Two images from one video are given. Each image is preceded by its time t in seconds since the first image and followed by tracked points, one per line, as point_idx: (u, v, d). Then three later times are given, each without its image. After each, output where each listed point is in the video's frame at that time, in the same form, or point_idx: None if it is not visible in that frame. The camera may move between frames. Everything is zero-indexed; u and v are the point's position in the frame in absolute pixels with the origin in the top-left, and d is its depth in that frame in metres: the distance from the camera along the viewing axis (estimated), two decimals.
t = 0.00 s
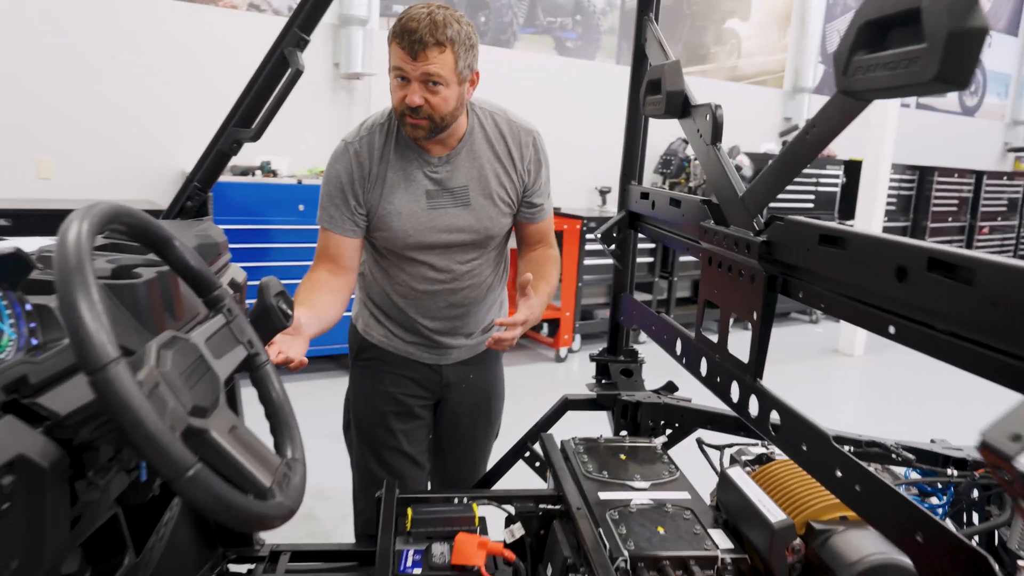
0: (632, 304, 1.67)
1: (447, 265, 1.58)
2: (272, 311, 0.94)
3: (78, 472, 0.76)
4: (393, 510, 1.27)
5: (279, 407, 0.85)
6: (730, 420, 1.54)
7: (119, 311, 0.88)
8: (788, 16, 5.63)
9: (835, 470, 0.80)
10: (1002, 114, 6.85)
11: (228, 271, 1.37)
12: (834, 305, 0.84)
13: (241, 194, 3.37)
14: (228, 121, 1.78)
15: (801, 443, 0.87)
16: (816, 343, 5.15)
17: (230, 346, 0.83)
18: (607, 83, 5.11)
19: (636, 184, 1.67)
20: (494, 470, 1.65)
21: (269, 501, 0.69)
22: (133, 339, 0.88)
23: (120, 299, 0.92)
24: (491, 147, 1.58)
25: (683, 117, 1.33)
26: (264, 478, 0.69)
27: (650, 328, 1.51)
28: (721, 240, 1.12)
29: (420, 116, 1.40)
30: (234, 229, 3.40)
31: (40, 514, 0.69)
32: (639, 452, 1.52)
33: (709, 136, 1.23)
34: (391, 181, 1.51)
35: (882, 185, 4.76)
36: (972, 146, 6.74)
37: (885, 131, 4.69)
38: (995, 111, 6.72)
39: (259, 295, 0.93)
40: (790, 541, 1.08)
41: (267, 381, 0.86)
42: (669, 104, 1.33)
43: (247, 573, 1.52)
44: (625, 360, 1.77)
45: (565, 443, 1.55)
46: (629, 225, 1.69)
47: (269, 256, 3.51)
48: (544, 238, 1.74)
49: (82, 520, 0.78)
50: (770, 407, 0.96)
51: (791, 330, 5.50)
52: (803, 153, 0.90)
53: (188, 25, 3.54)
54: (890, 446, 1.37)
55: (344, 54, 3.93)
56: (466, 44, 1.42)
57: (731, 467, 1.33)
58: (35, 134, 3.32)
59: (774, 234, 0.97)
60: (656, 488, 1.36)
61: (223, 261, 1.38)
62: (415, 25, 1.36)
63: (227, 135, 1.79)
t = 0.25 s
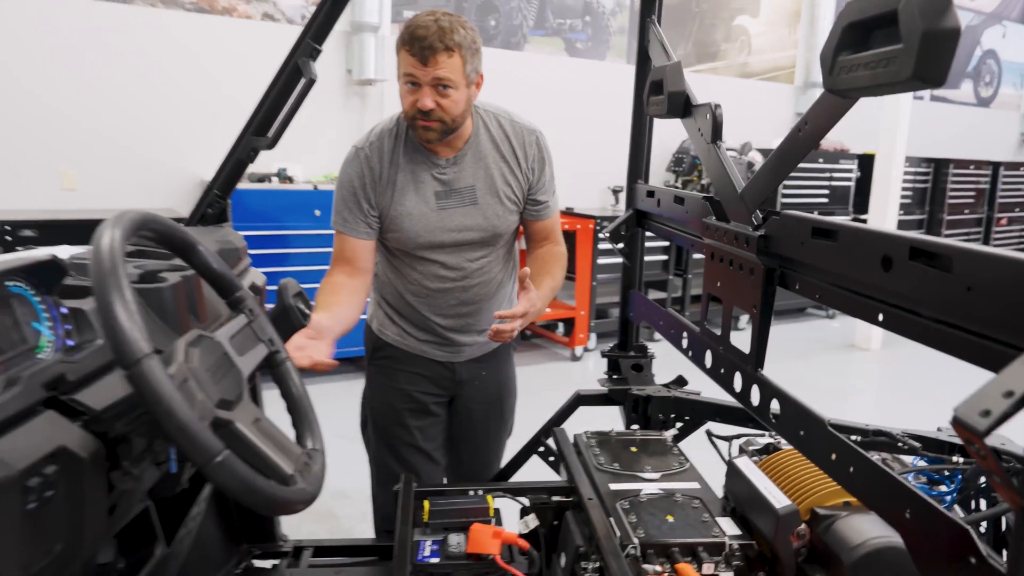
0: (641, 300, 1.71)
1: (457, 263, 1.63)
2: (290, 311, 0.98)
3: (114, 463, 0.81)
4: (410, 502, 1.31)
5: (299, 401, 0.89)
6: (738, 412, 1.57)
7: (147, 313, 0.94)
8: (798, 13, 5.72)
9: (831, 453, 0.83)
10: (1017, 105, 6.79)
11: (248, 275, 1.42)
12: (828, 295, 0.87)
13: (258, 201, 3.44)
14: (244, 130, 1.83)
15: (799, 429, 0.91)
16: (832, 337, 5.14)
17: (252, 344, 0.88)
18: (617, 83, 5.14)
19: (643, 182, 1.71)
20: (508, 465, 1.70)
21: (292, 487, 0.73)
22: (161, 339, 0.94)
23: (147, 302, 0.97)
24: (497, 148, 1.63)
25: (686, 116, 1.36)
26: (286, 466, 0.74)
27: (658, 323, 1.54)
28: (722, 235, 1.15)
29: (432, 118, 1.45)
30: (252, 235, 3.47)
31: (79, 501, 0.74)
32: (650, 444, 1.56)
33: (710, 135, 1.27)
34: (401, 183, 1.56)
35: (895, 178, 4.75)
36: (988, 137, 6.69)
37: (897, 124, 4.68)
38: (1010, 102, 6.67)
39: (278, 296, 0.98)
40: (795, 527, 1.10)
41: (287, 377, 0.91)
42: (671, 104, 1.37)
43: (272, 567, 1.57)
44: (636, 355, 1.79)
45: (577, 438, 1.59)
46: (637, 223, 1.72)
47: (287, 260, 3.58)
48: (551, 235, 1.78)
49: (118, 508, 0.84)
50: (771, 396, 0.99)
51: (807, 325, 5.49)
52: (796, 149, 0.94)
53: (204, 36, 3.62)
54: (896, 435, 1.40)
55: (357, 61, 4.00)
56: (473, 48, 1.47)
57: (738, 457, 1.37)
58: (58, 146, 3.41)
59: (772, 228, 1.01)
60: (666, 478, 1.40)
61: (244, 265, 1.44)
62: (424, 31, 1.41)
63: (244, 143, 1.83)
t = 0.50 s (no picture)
0: (657, 303, 1.73)
1: (473, 264, 1.67)
2: (316, 315, 1.02)
3: (152, 459, 0.86)
4: (433, 500, 1.35)
5: (326, 401, 0.94)
6: (754, 412, 1.58)
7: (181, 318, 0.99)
8: (815, 14, 5.72)
9: (840, 447, 0.86)
10: None
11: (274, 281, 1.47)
12: (836, 293, 0.90)
13: (281, 210, 3.51)
14: (269, 141, 1.88)
15: (809, 424, 0.93)
16: (854, 339, 5.10)
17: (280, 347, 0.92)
18: (633, 89, 5.17)
19: (657, 186, 1.73)
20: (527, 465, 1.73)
21: (320, 480, 0.77)
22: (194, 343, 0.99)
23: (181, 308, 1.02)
24: (512, 154, 1.67)
25: (697, 121, 1.39)
26: (314, 461, 0.78)
27: (673, 325, 1.57)
28: (734, 237, 1.18)
29: (451, 121, 1.48)
30: (275, 245, 3.55)
31: (121, 494, 0.79)
32: (667, 443, 1.58)
33: (720, 139, 1.30)
34: (419, 186, 1.62)
35: (915, 178, 4.72)
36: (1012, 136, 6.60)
37: (916, 123, 4.66)
38: None
39: (304, 301, 1.02)
40: (810, 522, 1.12)
41: (313, 378, 0.95)
42: (682, 110, 1.40)
43: (299, 567, 1.61)
44: (653, 356, 1.81)
45: (595, 438, 1.61)
46: (652, 227, 1.74)
47: (310, 268, 3.65)
48: (564, 238, 1.80)
49: (157, 502, 0.88)
50: (783, 393, 1.01)
51: (828, 327, 5.46)
52: (802, 150, 0.96)
53: (227, 49, 3.72)
54: (912, 432, 1.41)
55: (376, 72, 4.07)
56: (491, 55, 1.51)
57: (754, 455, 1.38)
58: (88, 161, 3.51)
59: (780, 229, 1.03)
60: (683, 477, 1.42)
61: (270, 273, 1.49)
62: (446, 38, 1.46)
63: (269, 155, 1.88)
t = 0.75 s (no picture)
0: (673, 303, 1.74)
1: (491, 264, 1.70)
2: (340, 315, 1.06)
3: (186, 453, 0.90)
4: (453, 497, 1.38)
5: (350, 398, 0.97)
6: (771, 411, 1.59)
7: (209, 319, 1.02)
8: (833, 14, 5.70)
9: (851, 440, 0.87)
10: None
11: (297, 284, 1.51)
12: (847, 291, 0.91)
13: (302, 215, 3.57)
14: (292, 147, 1.92)
15: (822, 419, 0.95)
16: (876, 340, 5.06)
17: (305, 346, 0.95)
18: (650, 91, 5.18)
19: (673, 188, 1.75)
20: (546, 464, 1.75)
21: (346, 472, 0.80)
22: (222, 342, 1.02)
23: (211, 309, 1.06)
24: (527, 155, 1.70)
25: (711, 123, 1.41)
26: (340, 454, 0.81)
27: (690, 324, 1.58)
28: (747, 236, 1.20)
29: (481, 130, 1.54)
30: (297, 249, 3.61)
31: (156, 486, 0.82)
32: (684, 442, 1.59)
33: (734, 141, 1.31)
34: (438, 188, 1.65)
35: (937, 177, 4.68)
36: None
37: (937, 122, 4.63)
38: None
39: (328, 302, 1.06)
40: (825, 517, 1.14)
41: (337, 375, 0.99)
42: (696, 112, 1.41)
43: (323, 564, 1.66)
44: (670, 356, 1.83)
45: (613, 436, 1.63)
46: (668, 228, 1.76)
47: (331, 272, 3.71)
48: (579, 237, 1.82)
49: (188, 495, 0.92)
50: (796, 390, 1.03)
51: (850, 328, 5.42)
52: (812, 149, 0.98)
53: (248, 58, 3.79)
54: (928, 430, 1.44)
55: (395, 78, 4.13)
56: (516, 61, 1.55)
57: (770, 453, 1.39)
58: (115, 168, 3.59)
59: (792, 228, 1.05)
60: (700, 474, 1.44)
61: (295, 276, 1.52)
62: (478, 49, 1.48)
63: (292, 160, 1.93)
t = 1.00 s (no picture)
0: (675, 301, 1.76)
1: (493, 263, 1.72)
2: (346, 313, 1.08)
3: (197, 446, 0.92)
4: (457, 493, 1.39)
5: (356, 393, 0.99)
6: (772, 408, 1.61)
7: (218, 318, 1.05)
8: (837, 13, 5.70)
9: (846, 433, 0.89)
10: None
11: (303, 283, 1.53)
12: (844, 287, 0.93)
13: (308, 216, 3.61)
14: (298, 149, 1.94)
15: (818, 413, 0.97)
16: (881, 340, 5.06)
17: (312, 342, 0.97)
18: (654, 91, 5.19)
19: (675, 187, 1.76)
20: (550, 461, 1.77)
21: (352, 464, 0.82)
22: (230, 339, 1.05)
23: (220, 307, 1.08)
24: (527, 155, 1.72)
25: (712, 123, 1.43)
26: (346, 446, 0.83)
27: (692, 322, 1.60)
28: (746, 235, 1.21)
29: (490, 137, 1.57)
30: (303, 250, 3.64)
31: (168, 478, 0.84)
32: (686, 438, 1.61)
33: (734, 141, 1.33)
34: (440, 188, 1.67)
35: (941, 177, 4.68)
36: None
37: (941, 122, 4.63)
38: None
39: (335, 300, 1.08)
40: (824, 511, 1.16)
41: (343, 370, 1.01)
42: (697, 112, 1.43)
43: (330, 559, 1.68)
44: (673, 354, 1.84)
45: (615, 433, 1.65)
46: (670, 227, 1.77)
47: (337, 272, 3.74)
48: (581, 236, 1.84)
49: (199, 487, 0.94)
50: (793, 385, 1.05)
51: (855, 327, 5.43)
52: (809, 147, 1.00)
53: (254, 60, 3.83)
54: (928, 426, 1.47)
55: (400, 79, 4.15)
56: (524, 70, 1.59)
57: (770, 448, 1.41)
58: (123, 170, 3.63)
59: (791, 226, 1.07)
60: (701, 470, 1.45)
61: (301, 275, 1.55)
62: (493, 59, 1.50)
63: (299, 162, 1.94)
